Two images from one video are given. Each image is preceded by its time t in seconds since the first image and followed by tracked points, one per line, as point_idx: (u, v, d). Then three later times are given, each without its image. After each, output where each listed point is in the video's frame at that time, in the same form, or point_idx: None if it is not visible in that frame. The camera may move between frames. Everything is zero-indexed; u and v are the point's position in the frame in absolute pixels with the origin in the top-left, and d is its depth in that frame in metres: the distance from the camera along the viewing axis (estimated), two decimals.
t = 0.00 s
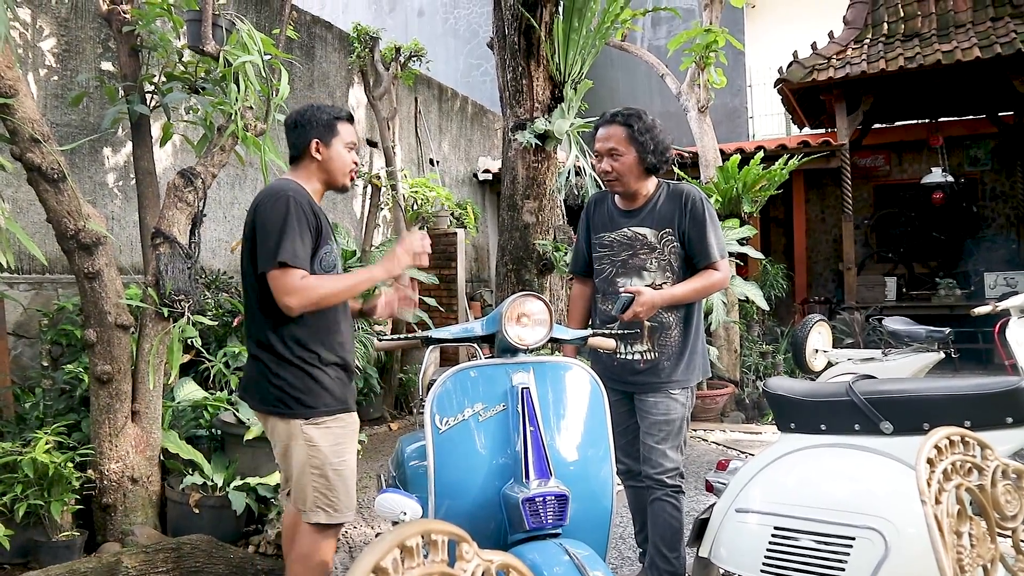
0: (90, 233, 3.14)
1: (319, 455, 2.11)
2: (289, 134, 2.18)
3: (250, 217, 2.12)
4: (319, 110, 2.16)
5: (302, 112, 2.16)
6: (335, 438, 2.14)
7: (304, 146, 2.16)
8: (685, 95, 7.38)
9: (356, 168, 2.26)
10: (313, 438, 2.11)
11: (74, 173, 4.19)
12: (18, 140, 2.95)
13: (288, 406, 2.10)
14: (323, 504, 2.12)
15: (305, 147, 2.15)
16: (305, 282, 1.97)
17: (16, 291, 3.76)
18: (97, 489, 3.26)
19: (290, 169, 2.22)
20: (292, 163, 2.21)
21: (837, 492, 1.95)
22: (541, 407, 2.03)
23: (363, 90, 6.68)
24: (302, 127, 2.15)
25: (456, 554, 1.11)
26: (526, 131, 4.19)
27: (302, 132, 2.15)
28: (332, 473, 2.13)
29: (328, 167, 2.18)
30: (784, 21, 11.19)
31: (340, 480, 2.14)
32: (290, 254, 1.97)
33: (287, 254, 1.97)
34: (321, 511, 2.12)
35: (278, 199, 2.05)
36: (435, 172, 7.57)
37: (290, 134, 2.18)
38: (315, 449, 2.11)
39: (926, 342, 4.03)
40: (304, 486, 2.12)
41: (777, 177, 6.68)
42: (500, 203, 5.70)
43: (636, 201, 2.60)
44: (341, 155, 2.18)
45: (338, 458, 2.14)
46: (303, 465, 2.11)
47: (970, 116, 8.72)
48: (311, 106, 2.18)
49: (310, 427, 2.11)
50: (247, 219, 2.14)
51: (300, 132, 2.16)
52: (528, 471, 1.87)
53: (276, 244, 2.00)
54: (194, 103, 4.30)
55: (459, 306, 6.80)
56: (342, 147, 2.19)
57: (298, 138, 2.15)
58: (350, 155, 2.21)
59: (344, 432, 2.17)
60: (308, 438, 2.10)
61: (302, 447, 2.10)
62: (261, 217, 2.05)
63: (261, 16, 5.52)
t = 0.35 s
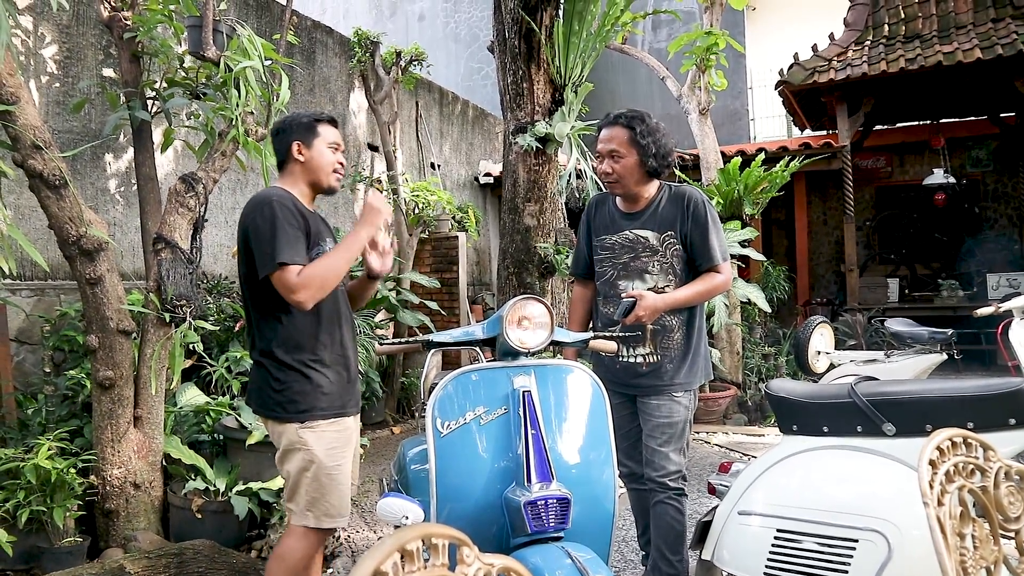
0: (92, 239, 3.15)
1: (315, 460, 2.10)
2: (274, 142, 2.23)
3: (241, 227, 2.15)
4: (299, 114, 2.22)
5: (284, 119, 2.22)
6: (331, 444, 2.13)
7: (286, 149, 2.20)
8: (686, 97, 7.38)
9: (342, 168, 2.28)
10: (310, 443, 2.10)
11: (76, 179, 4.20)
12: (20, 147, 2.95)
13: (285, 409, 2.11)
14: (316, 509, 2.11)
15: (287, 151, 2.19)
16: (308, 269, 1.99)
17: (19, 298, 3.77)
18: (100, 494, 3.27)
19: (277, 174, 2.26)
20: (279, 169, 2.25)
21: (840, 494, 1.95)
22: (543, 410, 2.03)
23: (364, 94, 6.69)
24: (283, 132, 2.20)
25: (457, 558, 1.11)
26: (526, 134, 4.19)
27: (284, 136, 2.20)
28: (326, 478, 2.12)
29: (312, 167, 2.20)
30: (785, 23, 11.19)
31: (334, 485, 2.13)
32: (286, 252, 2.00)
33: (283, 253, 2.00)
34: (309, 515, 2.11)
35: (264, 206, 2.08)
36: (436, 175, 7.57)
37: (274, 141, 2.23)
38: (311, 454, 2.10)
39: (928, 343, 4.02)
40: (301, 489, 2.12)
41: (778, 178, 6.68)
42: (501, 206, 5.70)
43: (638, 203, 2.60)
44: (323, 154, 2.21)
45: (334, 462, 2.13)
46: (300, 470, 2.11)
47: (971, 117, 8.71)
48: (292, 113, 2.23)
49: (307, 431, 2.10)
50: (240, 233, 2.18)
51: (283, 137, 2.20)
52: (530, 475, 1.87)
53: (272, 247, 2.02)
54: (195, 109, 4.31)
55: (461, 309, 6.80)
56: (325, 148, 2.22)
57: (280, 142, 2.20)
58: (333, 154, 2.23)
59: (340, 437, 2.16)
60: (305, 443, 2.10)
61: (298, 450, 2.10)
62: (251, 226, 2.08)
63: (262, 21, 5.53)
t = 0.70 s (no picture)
0: (97, 246, 3.16)
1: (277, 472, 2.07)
2: (247, 142, 2.18)
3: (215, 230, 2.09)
4: (276, 114, 2.20)
5: (258, 118, 2.18)
6: (297, 459, 2.10)
7: (262, 149, 2.16)
8: (688, 99, 7.37)
9: (319, 170, 2.27)
10: (274, 455, 2.07)
11: (80, 186, 4.21)
12: (25, 155, 2.96)
13: (255, 420, 2.08)
14: (274, 520, 2.08)
15: (264, 152, 2.15)
16: (305, 288, 1.91)
17: (24, 304, 3.79)
18: (106, 500, 3.28)
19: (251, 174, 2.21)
20: (254, 170, 2.20)
21: (845, 495, 1.95)
22: (547, 413, 2.03)
23: (366, 99, 6.70)
24: (258, 131, 2.16)
25: (462, 561, 1.11)
26: (528, 137, 4.16)
27: (260, 136, 2.16)
28: (288, 492, 2.09)
29: (290, 169, 2.18)
30: (786, 23, 11.19)
31: (296, 498, 2.10)
32: (272, 257, 1.94)
33: (267, 257, 1.94)
34: (265, 526, 2.08)
35: (240, 207, 2.03)
36: (439, 179, 7.58)
37: (249, 140, 2.18)
38: (274, 467, 2.07)
39: (933, 342, 4.01)
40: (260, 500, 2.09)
41: (781, 179, 6.67)
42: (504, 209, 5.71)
43: (640, 206, 2.61)
44: (302, 156, 2.19)
45: (299, 478, 2.10)
46: (262, 480, 2.09)
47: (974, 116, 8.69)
48: (267, 111, 2.20)
49: (272, 444, 2.07)
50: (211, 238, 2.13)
51: (258, 137, 2.16)
52: (535, 478, 1.87)
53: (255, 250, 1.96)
54: (198, 115, 4.33)
55: (465, 312, 6.80)
56: (303, 149, 2.21)
57: (257, 142, 2.16)
58: (310, 156, 2.22)
59: (311, 453, 2.13)
60: (269, 454, 2.07)
61: (261, 461, 2.08)
62: (225, 230, 2.03)
63: (264, 27, 5.55)
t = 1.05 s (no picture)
0: (99, 250, 3.16)
1: (263, 484, 2.06)
2: (229, 138, 2.14)
3: (202, 232, 2.04)
4: (259, 112, 2.16)
5: (241, 115, 2.14)
6: (284, 468, 2.10)
7: (246, 148, 2.12)
8: (688, 101, 7.37)
9: (302, 170, 2.24)
10: (261, 466, 2.06)
11: (82, 190, 4.22)
12: (27, 160, 2.97)
13: (238, 428, 2.05)
14: (262, 532, 2.07)
15: (247, 150, 2.12)
16: (313, 288, 1.93)
17: (26, 308, 3.80)
18: (108, 503, 3.28)
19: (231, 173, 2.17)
20: (234, 168, 2.16)
21: (846, 497, 1.95)
22: (548, 415, 2.03)
23: (367, 102, 6.71)
24: (242, 128, 2.13)
25: (463, 565, 1.12)
26: (529, 140, 4.18)
27: (243, 133, 2.12)
28: (274, 504, 2.08)
29: (273, 170, 2.15)
30: (786, 25, 11.20)
31: (282, 510, 2.09)
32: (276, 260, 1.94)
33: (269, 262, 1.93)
34: (254, 539, 2.07)
35: (234, 209, 2.00)
36: (440, 182, 7.59)
37: (230, 137, 2.14)
38: (261, 478, 2.06)
39: (935, 344, 4.00)
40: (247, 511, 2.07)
41: (782, 181, 6.67)
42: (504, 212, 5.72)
43: (640, 208, 2.61)
44: (285, 156, 2.16)
45: (284, 488, 2.10)
46: (248, 493, 2.07)
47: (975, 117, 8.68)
48: (250, 107, 2.16)
49: (258, 454, 2.06)
50: (193, 239, 2.07)
51: (241, 134, 2.12)
52: (536, 480, 1.87)
53: (255, 254, 1.94)
54: (199, 119, 4.34)
55: (466, 315, 6.80)
56: (287, 148, 2.17)
57: (240, 141, 2.12)
58: (294, 156, 2.19)
59: (294, 463, 2.13)
60: (255, 465, 2.06)
61: (245, 473, 2.06)
62: (219, 232, 1.99)
63: (265, 31, 5.57)
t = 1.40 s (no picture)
0: (102, 250, 3.17)
1: (280, 486, 2.07)
2: (223, 135, 2.14)
3: (209, 233, 2.03)
4: (252, 108, 2.15)
5: (234, 112, 2.14)
6: (298, 470, 2.11)
7: (241, 145, 2.12)
8: (691, 105, 7.38)
9: (297, 167, 2.24)
10: (275, 468, 2.07)
11: (86, 190, 4.22)
12: (32, 160, 2.97)
13: (252, 432, 2.05)
14: (277, 534, 2.08)
15: (242, 147, 2.11)
16: (323, 287, 1.93)
17: (29, 308, 3.81)
18: (110, 503, 3.28)
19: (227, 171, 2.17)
20: (229, 165, 2.16)
21: (849, 502, 1.94)
22: (550, 418, 2.03)
23: (371, 104, 6.72)
24: (237, 125, 2.12)
25: (467, 567, 1.12)
26: (533, 143, 4.22)
27: (238, 130, 2.12)
28: (289, 504, 2.09)
29: (269, 167, 2.15)
30: (789, 30, 11.21)
31: (296, 512, 2.10)
32: (286, 261, 1.95)
33: (280, 262, 1.94)
34: (268, 540, 2.07)
35: (241, 208, 2.01)
36: (443, 184, 7.60)
37: (224, 134, 2.13)
38: (276, 480, 2.07)
39: (937, 349, 4.00)
40: (259, 513, 2.08)
41: (785, 186, 6.67)
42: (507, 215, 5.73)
43: (639, 212, 2.61)
44: (280, 153, 2.16)
45: (298, 490, 2.11)
46: (262, 495, 2.07)
47: (978, 123, 8.68)
48: (243, 103, 2.15)
49: (273, 457, 2.07)
50: (199, 241, 2.07)
51: (236, 131, 2.12)
52: (538, 483, 1.87)
53: (266, 253, 1.95)
54: (203, 120, 4.35)
55: (468, 317, 6.80)
56: (281, 145, 2.17)
57: (235, 138, 2.11)
58: (289, 153, 2.19)
59: (306, 463, 2.14)
60: (270, 468, 2.07)
61: (260, 476, 2.07)
62: (226, 233, 1.99)
63: (270, 33, 5.58)
